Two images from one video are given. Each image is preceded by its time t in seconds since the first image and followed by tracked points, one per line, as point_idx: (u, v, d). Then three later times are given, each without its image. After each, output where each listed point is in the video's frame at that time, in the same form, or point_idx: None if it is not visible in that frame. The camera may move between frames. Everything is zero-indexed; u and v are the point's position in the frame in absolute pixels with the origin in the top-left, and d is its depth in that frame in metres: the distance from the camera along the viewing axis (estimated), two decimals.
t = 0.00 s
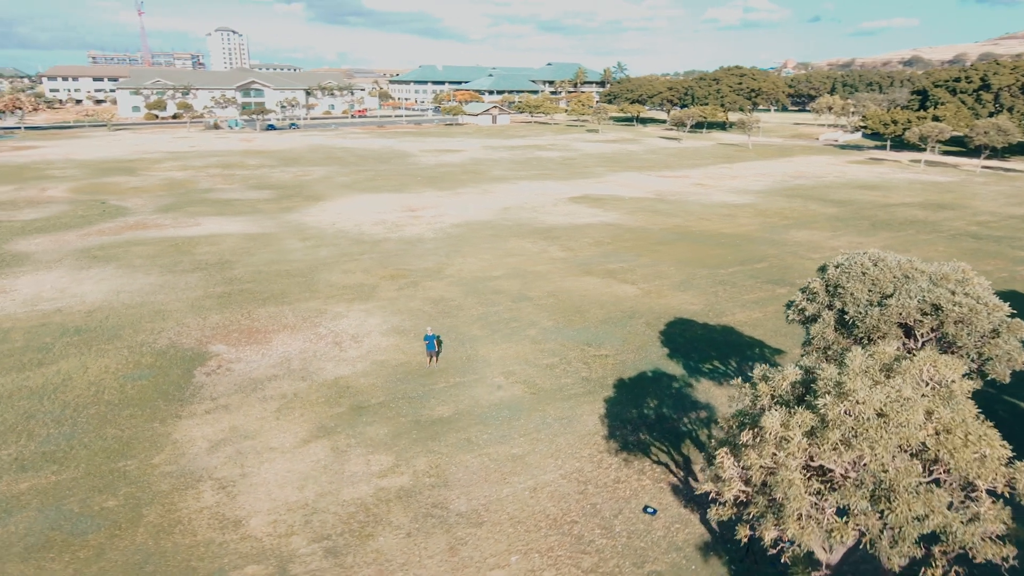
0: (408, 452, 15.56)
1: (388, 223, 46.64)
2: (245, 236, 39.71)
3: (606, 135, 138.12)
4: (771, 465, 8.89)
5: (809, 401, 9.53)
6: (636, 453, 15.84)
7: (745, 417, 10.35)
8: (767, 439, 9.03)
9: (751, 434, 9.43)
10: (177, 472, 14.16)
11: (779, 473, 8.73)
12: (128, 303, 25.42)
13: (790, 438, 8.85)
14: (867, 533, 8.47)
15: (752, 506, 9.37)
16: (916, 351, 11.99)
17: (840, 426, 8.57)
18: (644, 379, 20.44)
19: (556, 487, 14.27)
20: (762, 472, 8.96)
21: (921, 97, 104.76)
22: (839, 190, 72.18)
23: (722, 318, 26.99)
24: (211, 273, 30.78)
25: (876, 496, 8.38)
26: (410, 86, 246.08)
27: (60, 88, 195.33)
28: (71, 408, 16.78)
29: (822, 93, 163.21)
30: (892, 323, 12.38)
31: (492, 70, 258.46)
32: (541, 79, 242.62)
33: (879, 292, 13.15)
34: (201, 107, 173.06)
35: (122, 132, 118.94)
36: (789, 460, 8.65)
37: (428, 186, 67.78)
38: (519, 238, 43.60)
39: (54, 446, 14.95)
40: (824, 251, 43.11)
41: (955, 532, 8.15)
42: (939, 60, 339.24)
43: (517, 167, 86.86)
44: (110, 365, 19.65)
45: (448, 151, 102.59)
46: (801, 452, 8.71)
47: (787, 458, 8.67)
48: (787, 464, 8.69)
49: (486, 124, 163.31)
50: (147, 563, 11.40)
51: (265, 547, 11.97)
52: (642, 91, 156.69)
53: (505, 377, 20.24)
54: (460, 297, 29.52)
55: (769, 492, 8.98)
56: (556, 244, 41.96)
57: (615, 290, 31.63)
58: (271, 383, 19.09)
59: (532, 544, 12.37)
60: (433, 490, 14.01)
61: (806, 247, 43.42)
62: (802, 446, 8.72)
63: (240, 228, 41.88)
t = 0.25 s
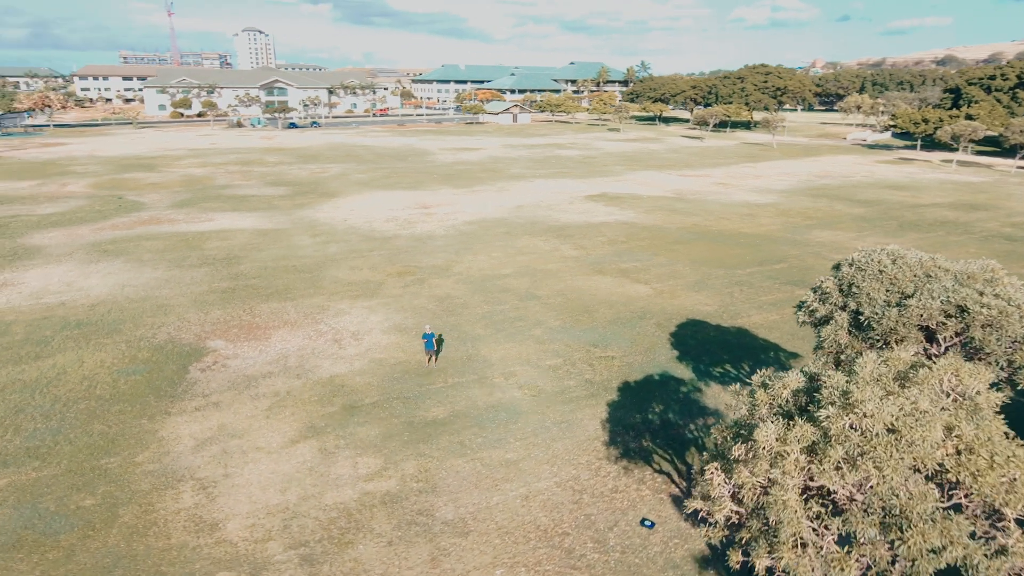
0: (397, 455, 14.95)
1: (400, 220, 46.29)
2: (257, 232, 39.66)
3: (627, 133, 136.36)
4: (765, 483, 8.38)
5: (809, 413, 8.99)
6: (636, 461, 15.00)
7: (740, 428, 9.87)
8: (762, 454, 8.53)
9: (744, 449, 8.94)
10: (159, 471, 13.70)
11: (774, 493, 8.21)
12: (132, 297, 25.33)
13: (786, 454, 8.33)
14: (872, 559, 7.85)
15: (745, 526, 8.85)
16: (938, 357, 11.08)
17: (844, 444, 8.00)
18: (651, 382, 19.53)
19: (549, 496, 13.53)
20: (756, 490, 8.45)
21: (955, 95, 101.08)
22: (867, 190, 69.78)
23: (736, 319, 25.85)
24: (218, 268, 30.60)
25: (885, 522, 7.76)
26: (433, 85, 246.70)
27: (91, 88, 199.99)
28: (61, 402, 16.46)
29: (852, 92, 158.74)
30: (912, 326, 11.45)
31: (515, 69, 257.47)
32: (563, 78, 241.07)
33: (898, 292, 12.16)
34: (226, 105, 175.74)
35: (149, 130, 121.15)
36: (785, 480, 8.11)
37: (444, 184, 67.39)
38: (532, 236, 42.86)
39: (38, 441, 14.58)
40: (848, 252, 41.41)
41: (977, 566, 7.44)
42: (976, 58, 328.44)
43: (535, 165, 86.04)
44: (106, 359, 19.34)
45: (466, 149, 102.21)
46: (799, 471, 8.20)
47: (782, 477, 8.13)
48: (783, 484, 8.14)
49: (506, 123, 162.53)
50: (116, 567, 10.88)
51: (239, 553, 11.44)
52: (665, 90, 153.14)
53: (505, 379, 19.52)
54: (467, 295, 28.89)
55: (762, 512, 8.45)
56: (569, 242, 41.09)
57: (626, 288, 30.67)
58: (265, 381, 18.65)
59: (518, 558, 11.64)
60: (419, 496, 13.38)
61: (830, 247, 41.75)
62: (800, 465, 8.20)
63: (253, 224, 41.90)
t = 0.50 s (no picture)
0: (391, 457, 14.46)
1: (416, 217, 45.99)
2: (273, 227, 39.74)
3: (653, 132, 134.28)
4: (756, 504, 7.87)
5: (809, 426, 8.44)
6: (639, 469, 14.22)
7: (735, 441, 9.41)
8: (756, 472, 8.01)
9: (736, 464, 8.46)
10: (147, 467, 13.39)
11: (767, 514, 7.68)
12: (143, 290, 25.39)
13: (784, 474, 7.76)
14: None
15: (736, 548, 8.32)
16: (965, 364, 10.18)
17: (845, 462, 7.43)
18: (661, 386, 18.70)
19: (545, 504, 12.86)
20: (747, 510, 7.95)
21: (997, 93, 96.82)
22: (901, 190, 67.09)
23: (756, 321, 24.72)
24: (231, 262, 30.63)
25: (894, 552, 7.08)
26: (459, 84, 247.02)
27: (127, 88, 205.58)
28: (59, 394, 16.32)
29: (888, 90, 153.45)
30: (937, 328, 10.64)
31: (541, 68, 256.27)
32: (590, 77, 238.79)
33: (923, 291, 11.61)
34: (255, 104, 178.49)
35: (179, 128, 123.58)
36: (778, 500, 7.53)
37: (463, 181, 66.93)
38: (548, 233, 42.10)
39: (31, 433, 14.39)
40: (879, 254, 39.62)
41: None
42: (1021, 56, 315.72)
43: (557, 163, 85.07)
44: (109, 352, 19.22)
45: (489, 147, 101.68)
46: (794, 491, 7.63)
47: (775, 499, 7.56)
48: (776, 505, 7.56)
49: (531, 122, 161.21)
50: (92, 566, 10.52)
51: (218, 555, 11.01)
52: (693, 88, 148.74)
53: (509, 379, 18.91)
54: (477, 293, 28.32)
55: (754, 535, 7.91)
56: (586, 239, 40.20)
57: (642, 287, 29.71)
58: (265, 377, 18.35)
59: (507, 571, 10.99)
60: (410, 501, 12.85)
61: (859, 247, 39.99)
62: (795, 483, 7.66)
63: (270, 220, 42.02)
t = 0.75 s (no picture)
0: (385, 458, 14.01)
1: (436, 214, 45.69)
2: (293, 223, 39.91)
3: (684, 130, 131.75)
4: (737, 532, 7.29)
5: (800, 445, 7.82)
6: (644, 478, 13.48)
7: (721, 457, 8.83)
8: (740, 495, 7.43)
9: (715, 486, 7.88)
10: (139, 463, 13.16)
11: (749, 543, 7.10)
12: (159, 283, 25.58)
13: (768, 496, 7.16)
14: None
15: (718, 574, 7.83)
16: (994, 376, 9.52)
17: (837, 489, 6.77)
18: (674, 391, 17.83)
19: (540, 513, 12.23)
20: (725, 542, 7.39)
21: None
22: (943, 191, 64.06)
23: (779, 324, 23.52)
24: (248, 257, 30.73)
25: None
26: (490, 83, 246.92)
27: (166, 87, 211.46)
28: (62, 385, 16.29)
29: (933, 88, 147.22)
30: (963, 336, 9.97)
31: (572, 67, 254.32)
32: (621, 76, 235.90)
33: (950, 292, 10.74)
34: (287, 103, 181.47)
35: (213, 126, 126.28)
36: (760, 531, 6.93)
37: (487, 179, 66.48)
38: (569, 231, 41.27)
39: (29, 424, 14.32)
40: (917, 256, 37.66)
41: None
42: None
43: (583, 162, 83.92)
44: (117, 344, 19.22)
45: (516, 146, 101.07)
46: (776, 519, 7.00)
47: (755, 528, 6.96)
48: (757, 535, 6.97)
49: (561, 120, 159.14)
50: (70, 563, 10.26)
51: (198, 556, 10.67)
52: (726, 87, 143.93)
53: (514, 380, 18.30)
54: (490, 291, 27.76)
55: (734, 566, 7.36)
56: (607, 238, 39.26)
57: (661, 287, 28.70)
58: (267, 372, 18.11)
59: None
60: (399, 505, 12.37)
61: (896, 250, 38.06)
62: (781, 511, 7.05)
63: (291, 215, 42.24)
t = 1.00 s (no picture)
0: (380, 461, 13.60)
1: (461, 211, 45.41)
2: (319, 218, 40.27)
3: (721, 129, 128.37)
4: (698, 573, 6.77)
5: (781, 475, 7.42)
6: (647, 492, 12.72)
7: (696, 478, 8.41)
8: (703, 532, 7.01)
9: (679, 519, 7.37)
10: (132, 458, 13.00)
11: None
12: (181, 277, 25.93)
13: (732, 537, 6.68)
14: None
15: None
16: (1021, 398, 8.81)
17: (813, 533, 6.26)
18: (687, 399, 16.91)
19: (533, 526, 11.63)
20: None
21: None
22: (997, 194, 60.36)
23: (807, 330, 22.25)
24: (269, 252, 30.95)
25: None
26: (526, 82, 246.19)
27: (211, 86, 218.00)
28: (70, 376, 16.35)
29: (990, 85, 139.67)
30: (992, 349, 9.25)
31: (609, 65, 251.16)
32: (659, 74, 231.88)
33: (981, 300, 10.03)
34: (325, 101, 184.68)
35: (252, 123, 129.24)
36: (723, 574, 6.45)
37: (515, 177, 65.97)
38: (593, 230, 40.40)
39: (32, 415, 14.34)
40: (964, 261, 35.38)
41: None
42: None
43: (615, 160, 82.59)
44: (129, 337, 19.36)
45: (547, 144, 100.26)
46: (738, 563, 6.49)
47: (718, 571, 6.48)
48: None
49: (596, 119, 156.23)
50: (50, 560, 10.10)
51: (178, 559, 10.36)
52: (767, 86, 138.12)
53: (522, 383, 17.73)
54: (507, 290, 27.21)
55: None
56: (632, 237, 38.23)
57: (685, 287, 27.58)
58: (272, 369, 17.95)
59: None
60: (388, 512, 11.90)
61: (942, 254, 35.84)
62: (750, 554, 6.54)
63: (317, 211, 42.62)
